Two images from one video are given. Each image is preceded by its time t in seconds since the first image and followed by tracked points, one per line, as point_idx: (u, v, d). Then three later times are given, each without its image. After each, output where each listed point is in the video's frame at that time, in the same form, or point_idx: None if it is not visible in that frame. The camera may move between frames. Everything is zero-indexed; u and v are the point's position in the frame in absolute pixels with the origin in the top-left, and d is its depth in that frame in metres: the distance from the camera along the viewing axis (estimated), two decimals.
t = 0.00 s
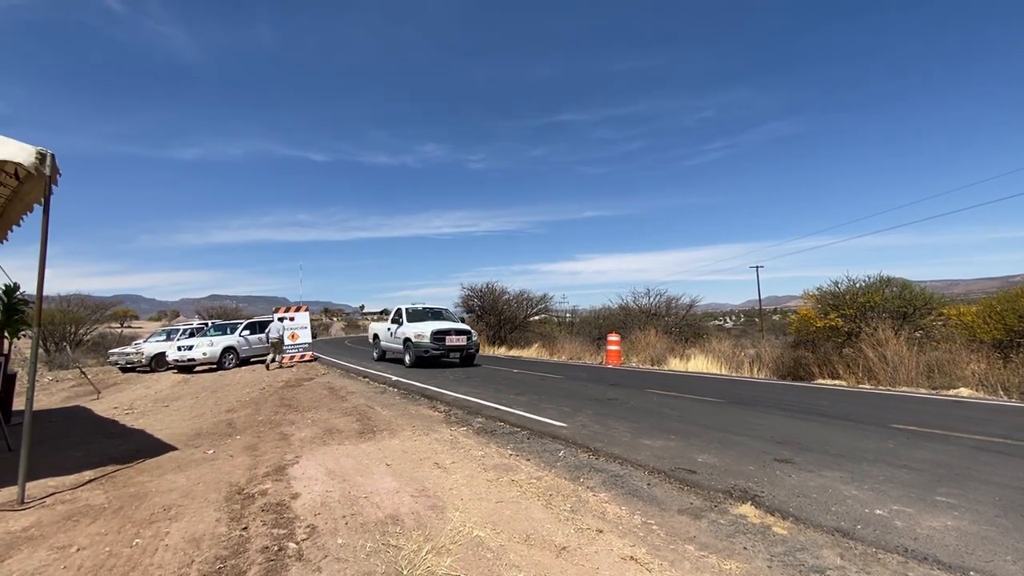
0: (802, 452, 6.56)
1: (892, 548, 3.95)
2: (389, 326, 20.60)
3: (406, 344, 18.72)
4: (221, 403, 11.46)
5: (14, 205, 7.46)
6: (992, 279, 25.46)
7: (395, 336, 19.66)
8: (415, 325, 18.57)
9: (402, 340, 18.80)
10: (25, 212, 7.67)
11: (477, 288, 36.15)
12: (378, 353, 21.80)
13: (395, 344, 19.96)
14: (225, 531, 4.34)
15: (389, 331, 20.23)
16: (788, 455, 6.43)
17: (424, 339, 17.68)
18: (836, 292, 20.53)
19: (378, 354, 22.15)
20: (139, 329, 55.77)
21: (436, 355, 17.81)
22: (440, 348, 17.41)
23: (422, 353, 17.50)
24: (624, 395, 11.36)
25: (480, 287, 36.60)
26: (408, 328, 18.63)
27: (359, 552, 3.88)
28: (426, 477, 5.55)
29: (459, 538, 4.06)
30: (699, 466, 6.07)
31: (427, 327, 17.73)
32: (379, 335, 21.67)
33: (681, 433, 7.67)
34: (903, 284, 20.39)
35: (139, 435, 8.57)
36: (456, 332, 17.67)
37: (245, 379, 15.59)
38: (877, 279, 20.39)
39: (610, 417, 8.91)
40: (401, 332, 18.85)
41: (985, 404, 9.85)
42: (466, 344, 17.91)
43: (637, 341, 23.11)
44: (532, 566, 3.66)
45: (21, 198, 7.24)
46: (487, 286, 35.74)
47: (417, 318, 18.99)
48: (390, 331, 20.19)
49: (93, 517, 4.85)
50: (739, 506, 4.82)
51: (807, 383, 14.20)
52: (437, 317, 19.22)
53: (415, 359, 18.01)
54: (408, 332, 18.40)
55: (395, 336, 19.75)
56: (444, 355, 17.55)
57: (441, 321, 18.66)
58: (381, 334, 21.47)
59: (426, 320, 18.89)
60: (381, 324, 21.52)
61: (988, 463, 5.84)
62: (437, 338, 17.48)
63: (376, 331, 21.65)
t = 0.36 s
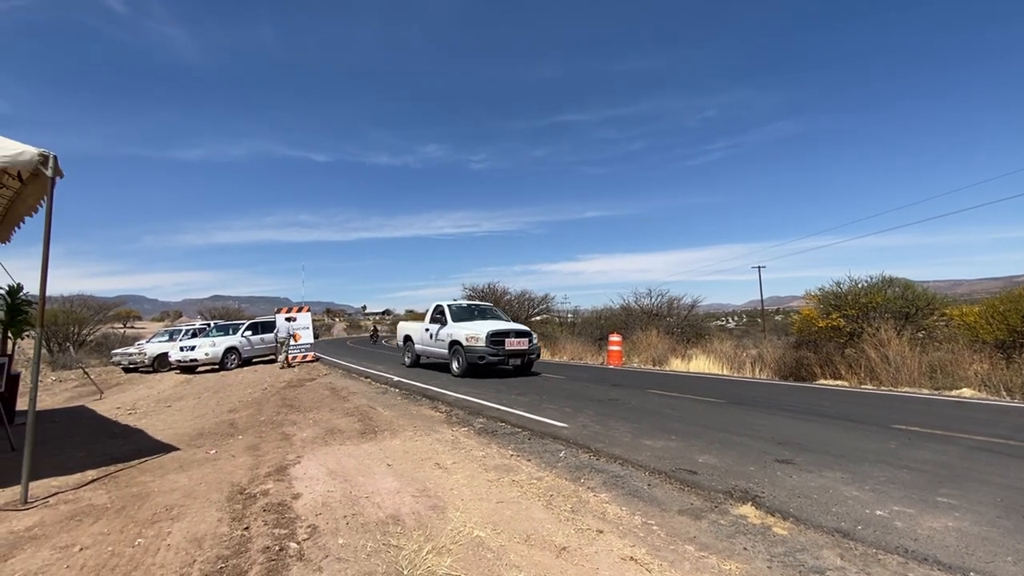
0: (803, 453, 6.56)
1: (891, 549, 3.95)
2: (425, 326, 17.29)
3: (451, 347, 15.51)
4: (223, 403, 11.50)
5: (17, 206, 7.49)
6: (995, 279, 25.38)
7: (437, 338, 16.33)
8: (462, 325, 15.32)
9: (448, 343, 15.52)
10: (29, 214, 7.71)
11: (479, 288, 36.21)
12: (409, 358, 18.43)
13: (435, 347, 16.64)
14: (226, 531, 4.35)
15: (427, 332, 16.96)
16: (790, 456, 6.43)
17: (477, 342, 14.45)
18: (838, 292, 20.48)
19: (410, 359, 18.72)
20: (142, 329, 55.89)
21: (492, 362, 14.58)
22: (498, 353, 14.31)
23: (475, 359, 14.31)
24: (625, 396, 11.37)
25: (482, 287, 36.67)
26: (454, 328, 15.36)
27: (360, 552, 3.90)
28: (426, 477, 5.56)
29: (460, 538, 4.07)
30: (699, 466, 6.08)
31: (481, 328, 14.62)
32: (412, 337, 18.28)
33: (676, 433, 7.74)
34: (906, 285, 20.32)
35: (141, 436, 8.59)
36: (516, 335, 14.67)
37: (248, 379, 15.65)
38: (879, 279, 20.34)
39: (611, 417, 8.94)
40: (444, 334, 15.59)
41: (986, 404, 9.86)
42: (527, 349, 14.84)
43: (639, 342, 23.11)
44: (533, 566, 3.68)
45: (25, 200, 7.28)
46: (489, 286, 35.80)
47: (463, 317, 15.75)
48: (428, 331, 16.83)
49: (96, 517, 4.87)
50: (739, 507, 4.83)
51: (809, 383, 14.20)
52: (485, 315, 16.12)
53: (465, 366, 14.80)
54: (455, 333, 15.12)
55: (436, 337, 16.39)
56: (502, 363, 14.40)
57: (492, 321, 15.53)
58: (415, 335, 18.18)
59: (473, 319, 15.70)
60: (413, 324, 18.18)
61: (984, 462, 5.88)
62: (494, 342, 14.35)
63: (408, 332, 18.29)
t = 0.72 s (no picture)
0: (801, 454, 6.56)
1: (887, 548, 3.96)
2: (474, 327, 14.20)
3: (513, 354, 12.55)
4: (222, 404, 11.52)
5: (16, 207, 7.50)
6: (994, 279, 25.41)
7: (491, 341, 13.22)
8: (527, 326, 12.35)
9: (512, 347, 12.45)
10: (28, 214, 7.73)
11: (478, 288, 36.22)
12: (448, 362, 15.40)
13: (488, 352, 13.53)
14: (224, 531, 4.37)
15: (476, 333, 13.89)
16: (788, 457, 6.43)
17: (556, 348, 11.43)
18: (837, 293, 20.50)
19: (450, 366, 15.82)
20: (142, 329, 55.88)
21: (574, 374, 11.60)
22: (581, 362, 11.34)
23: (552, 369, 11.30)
24: (624, 396, 11.38)
25: (482, 287, 36.69)
26: (519, 330, 12.31)
27: (357, 552, 3.91)
28: (424, 477, 5.58)
29: (457, 538, 4.08)
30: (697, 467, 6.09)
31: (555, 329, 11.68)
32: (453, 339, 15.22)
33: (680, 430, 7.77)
34: (905, 285, 20.30)
35: (140, 436, 8.60)
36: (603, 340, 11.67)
37: (247, 379, 15.68)
38: (878, 279, 20.34)
39: (609, 417, 8.96)
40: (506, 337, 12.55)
41: (983, 404, 9.90)
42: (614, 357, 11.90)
43: (638, 342, 23.12)
44: (529, 566, 3.69)
45: (23, 201, 7.29)
46: (488, 287, 35.81)
47: (527, 318, 12.81)
48: (480, 332, 13.72)
49: (95, 517, 4.88)
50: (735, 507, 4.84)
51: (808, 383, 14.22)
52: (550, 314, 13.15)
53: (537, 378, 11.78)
54: (523, 336, 12.07)
55: (490, 340, 13.27)
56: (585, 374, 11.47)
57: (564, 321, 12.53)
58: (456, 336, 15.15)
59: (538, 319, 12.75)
60: (452, 322, 15.16)
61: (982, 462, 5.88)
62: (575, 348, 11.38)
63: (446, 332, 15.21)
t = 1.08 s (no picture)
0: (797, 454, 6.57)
1: (883, 548, 3.98)
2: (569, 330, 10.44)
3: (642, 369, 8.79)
4: (219, 404, 11.50)
5: (13, 207, 7.49)
6: (990, 279, 25.51)
7: (601, 347, 9.41)
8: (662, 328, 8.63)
9: (643, 359, 8.64)
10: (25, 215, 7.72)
11: (476, 289, 36.22)
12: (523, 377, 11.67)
13: (593, 365, 9.74)
14: (222, 531, 4.37)
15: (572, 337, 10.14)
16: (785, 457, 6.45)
17: (724, 362, 7.66)
18: (834, 293, 20.56)
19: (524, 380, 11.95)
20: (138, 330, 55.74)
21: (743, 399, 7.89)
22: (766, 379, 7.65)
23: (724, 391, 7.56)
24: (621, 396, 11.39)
25: (479, 288, 36.69)
26: (652, 333, 8.56)
27: (354, 552, 3.91)
28: (422, 477, 5.58)
29: (454, 538, 4.09)
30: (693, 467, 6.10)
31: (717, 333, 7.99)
32: (530, 344, 11.46)
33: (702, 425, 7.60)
34: (901, 285, 20.35)
35: (137, 436, 8.59)
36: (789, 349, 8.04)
37: (245, 380, 15.67)
38: (875, 279, 20.40)
39: (607, 417, 8.97)
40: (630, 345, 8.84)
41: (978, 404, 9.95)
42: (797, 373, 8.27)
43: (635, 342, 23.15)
44: (525, 566, 3.69)
45: (20, 201, 7.27)
46: (486, 287, 35.80)
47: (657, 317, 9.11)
48: (581, 336, 9.98)
49: (91, 517, 4.88)
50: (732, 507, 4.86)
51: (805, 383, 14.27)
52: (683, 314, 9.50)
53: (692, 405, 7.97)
54: (666, 343, 8.22)
55: (599, 347, 9.45)
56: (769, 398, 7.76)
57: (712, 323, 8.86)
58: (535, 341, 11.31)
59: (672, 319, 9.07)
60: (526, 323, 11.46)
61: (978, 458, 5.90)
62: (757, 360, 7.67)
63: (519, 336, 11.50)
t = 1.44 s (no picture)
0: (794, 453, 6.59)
1: (879, 547, 3.99)
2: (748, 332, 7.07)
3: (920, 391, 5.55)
4: (215, 405, 11.45)
5: (7, 206, 7.45)
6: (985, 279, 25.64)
7: (826, 362, 6.17)
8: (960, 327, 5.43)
9: (929, 383, 5.42)
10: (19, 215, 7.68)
11: (473, 289, 36.15)
12: (658, 402, 8.05)
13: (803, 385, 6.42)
14: (218, 532, 4.35)
15: (760, 344, 6.82)
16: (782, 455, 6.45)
17: None
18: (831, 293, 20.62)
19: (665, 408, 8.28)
20: (133, 330, 55.51)
21: None
22: None
23: None
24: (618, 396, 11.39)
25: (476, 288, 36.63)
26: (949, 343, 5.34)
27: (351, 553, 3.90)
28: (419, 477, 5.58)
29: (452, 538, 4.08)
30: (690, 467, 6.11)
31: None
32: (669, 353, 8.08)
33: (788, 428, 6.71)
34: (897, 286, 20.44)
35: (133, 437, 8.56)
36: None
37: (241, 380, 15.61)
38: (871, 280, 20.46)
39: (604, 417, 8.97)
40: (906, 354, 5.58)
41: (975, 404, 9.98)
42: None
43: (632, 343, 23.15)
44: (523, 566, 3.69)
45: (14, 200, 7.22)
46: (483, 288, 35.74)
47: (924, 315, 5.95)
48: (778, 344, 6.64)
49: (86, 519, 4.86)
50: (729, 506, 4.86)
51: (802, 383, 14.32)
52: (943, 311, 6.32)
53: None
54: (983, 354, 5.07)
55: (822, 360, 6.21)
56: None
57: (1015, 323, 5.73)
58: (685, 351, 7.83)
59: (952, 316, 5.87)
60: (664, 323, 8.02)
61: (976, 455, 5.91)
62: None
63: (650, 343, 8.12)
